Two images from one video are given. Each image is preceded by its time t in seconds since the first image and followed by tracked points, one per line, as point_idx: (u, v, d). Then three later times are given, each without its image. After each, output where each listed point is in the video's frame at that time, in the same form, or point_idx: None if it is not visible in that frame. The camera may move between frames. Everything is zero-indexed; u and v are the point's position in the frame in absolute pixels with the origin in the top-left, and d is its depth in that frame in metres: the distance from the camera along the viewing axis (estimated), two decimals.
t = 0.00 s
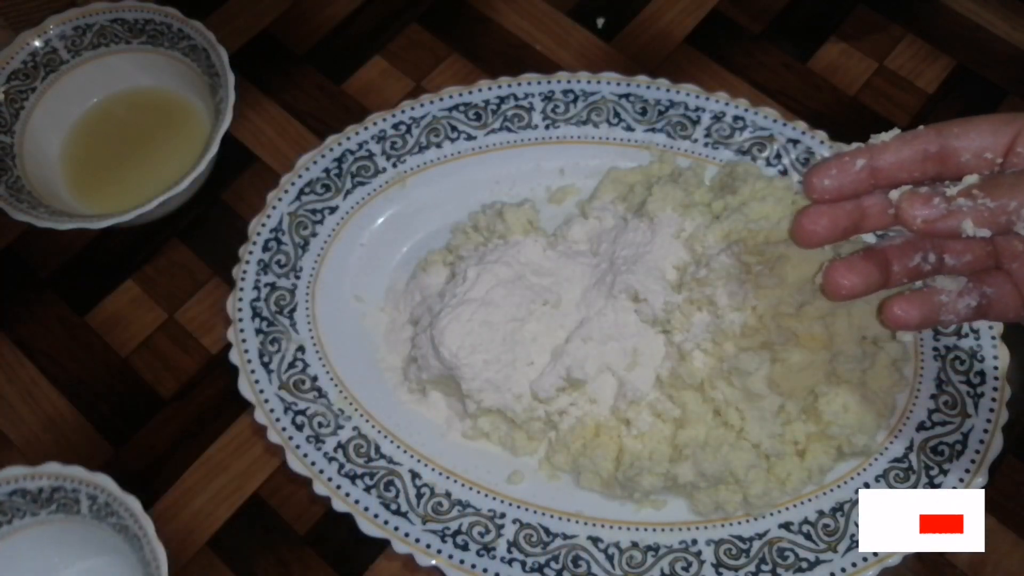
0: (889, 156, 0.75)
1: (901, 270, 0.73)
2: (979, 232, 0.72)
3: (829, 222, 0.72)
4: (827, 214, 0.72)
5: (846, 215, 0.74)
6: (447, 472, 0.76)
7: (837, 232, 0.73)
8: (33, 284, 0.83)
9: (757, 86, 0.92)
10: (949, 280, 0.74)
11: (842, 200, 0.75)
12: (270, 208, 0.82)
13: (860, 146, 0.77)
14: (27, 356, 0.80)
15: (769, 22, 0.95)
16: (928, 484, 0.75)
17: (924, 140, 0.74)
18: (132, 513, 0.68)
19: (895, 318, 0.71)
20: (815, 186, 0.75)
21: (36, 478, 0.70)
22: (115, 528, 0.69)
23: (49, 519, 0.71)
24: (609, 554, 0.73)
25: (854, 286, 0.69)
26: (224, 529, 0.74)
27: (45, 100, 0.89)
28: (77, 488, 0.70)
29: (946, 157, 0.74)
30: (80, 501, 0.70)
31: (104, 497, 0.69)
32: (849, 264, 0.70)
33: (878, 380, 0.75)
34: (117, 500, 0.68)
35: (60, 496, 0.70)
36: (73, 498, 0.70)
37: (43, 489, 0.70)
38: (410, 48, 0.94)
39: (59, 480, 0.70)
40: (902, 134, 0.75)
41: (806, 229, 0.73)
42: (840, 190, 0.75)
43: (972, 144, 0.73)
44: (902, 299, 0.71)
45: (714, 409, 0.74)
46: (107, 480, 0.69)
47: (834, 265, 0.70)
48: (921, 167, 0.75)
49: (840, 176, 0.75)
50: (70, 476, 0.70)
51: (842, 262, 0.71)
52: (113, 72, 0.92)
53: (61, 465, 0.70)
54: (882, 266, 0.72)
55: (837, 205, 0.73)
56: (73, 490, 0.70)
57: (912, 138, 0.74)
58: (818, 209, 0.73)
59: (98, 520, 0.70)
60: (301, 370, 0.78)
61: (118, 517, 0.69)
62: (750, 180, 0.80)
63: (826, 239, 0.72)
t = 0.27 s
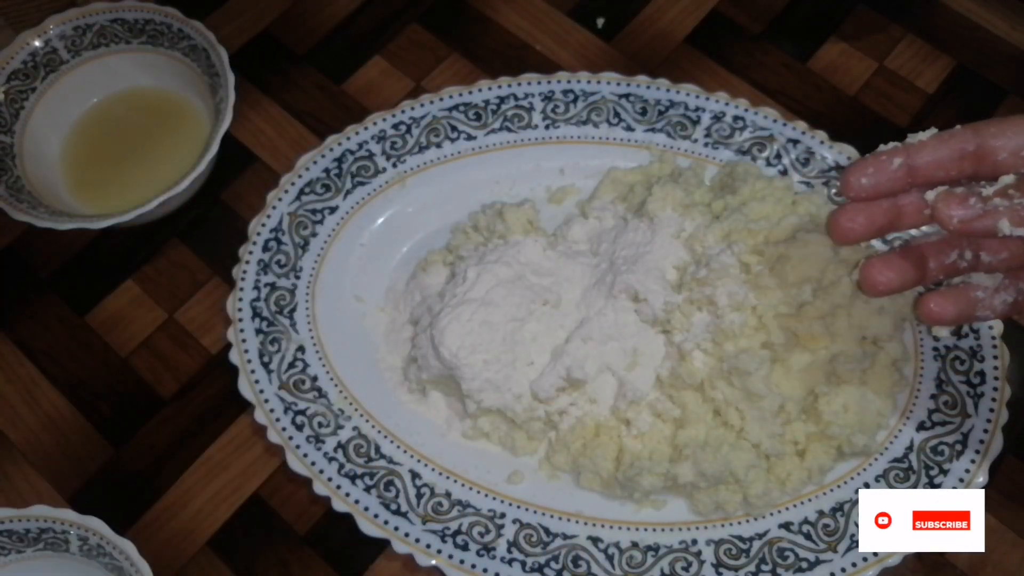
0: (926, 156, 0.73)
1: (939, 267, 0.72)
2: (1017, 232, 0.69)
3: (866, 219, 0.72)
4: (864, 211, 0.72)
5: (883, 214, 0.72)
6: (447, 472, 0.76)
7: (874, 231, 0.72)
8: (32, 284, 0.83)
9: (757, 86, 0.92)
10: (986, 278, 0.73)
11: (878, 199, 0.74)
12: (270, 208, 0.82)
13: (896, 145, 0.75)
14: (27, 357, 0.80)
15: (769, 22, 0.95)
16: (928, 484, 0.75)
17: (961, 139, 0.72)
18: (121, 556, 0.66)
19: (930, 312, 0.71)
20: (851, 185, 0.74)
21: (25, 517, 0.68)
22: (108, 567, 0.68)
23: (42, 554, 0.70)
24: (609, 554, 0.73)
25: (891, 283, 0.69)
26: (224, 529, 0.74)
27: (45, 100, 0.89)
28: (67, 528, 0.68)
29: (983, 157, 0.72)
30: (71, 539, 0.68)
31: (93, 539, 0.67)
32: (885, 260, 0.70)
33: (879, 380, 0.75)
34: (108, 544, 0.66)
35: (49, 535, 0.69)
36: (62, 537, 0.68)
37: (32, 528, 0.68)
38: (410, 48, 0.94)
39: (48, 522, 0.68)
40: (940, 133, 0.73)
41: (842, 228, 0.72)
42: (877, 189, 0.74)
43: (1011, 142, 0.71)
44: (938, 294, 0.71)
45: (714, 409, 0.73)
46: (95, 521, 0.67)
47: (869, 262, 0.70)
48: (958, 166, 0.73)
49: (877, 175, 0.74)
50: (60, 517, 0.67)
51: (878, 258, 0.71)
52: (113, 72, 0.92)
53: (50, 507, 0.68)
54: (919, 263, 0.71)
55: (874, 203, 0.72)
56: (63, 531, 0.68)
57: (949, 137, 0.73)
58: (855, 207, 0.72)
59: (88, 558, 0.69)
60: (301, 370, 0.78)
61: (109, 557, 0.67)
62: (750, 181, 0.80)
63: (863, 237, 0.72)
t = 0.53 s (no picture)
0: (943, 145, 0.73)
1: (957, 258, 0.71)
2: None
3: (884, 212, 0.73)
4: (882, 204, 0.73)
5: (900, 206, 0.74)
6: (447, 472, 0.76)
7: (891, 223, 0.74)
8: (32, 284, 0.83)
9: (756, 86, 0.92)
10: (1006, 267, 0.71)
11: (895, 191, 0.75)
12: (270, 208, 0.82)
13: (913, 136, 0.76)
14: (27, 357, 0.80)
15: (768, 22, 0.95)
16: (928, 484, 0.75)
17: (978, 128, 0.72)
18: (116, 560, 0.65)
19: (950, 303, 0.68)
20: (868, 178, 0.75)
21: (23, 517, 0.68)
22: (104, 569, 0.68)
23: (42, 552, 0.70)
24: (609, 554, 0.73)
25: (911, 274, 0.68)
26: (223, 529, 0.74)
27: (45, 100, 0.89)
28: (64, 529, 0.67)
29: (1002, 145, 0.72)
30: (68, 540, 0.68)
31: (90, 542, 0.67)
32: (905, 252, 0.69)
33: (879, 380, 0.75)
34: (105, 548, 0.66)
35: (47, 535, 0.68)
36: (60, 538, 0.68)
37: (31, 528, 0.68)
38: (410, 48, 0.94)
39: (46, 522, 0.68)
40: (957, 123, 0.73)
41: (860, 220, 0.74)
42: (894, 181, 0.74)
43: None
44: (958, 283, 0.68)
45: (714, 409, 0.73)
46: (91, 524, 0.66)
47: (890, 254, 0.70)
48: (975, 155, 0.73)
49: (893, 168, 0.74)
50: (57, 518, 0.67)
51: (897, 250, 0.70)
52: (113, 72, 0.92)
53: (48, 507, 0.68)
54: (938, 254, 0.70)
55: (892, 196, 0.73)
56: (60, 532, 0.68)
57: (966, 127, 0.73)
58: (873, 200, 0.73)
59: (86, 559, 0.69)
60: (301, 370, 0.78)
61: (105, 560, 0.67)
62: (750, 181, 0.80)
63: (880, 229, 0.73)
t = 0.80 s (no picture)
0: (910, 57, 0.77)
1: (929, 163, 0.79)
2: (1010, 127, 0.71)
3: (858, 126, 0.79)
4: (855, 119, 0.79)
5: (873, 119, 0.79)
6: (447, 472, 0.76)
7: (865, 134, 0.80)
8: (32, 284, 0.83)
9: (756, 86, 0.92)
10: (975, 167, 0.77)
11: (867, 104, 0.79)
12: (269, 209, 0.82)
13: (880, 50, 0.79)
14: (27, 357, 0.80)
15: (769, 22, 0.95)
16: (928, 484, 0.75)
17: (943, 38, 0.77)
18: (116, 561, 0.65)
19: (925, 207, 0.75)
20: (840, 94, 0.78)
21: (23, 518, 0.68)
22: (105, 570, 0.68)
23: (42, 552, 0.70)
24: (609, 554, 0.73)
25: (886, 185, 0.76)
26: (224, 529, 0.74)
27: (44, 100, 0.89)
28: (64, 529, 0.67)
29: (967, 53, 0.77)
30: (68, 541, 0.68)
31: (90, 542, 0.67)
32: (879, 163, 0.77)
33: (879, 379, 0.75)
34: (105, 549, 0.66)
35: (47, 535, 0.69)
36: (60, 539, 0.68)
37: (31, 529, 0.68)
38: (410, 48, 0.94)
39: (46, 523, 0.68)
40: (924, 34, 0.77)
41: (837, 136, 0.80)
42: (866, 95, 0.78)
43: (992, 36, 0.76)
44: (933, 188, 0.75)
45: (714, 409, 0.73)
46: (92, 526, 0.66)
47: (867, 168, 0.77)
48: (941, 63, 0.77)
49: (865, 83, 0.78)
50: (58, 519, 0.67)
51: (873, 162, 0.78)
52: (112, 72, 0.92)
53: (48, 508, 0.68)
54: (911, 163, 0.77)
55: (864, 111, 0.79)
56: (61, 532, 0.68)
57: (932, 37, 0.77)
58: (846, 116, 0.79)
59: (85, 559, 0.69)
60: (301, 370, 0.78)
61: (106, 561, 0.67)
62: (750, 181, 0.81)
63: (855, 141, 0.80)
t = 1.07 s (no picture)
0: None
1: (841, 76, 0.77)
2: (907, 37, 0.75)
3: (770, 61, 0.76)
4: (765, 53, 0.76)
5: (781, 48, 0.76)
6: (447, 472, 0.76)
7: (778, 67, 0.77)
8: (32, 284, 0.83)
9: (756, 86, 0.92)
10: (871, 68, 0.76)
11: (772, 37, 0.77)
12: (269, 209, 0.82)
13: None
14: (27, 357, 0.80)
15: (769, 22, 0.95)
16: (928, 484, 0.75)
17: None
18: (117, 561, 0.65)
19: (839, 116, 0.74)
20: (745, 34, 0.78)
21: (22, 518, 0.68)
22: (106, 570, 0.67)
23: (42, 552, 0.70)
24: (609, 554, 0.73)
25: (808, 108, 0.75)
26: (224, 529, 0.74)
27: (45, 100, 0.89)
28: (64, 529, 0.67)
29: None
30: (68, 540, 0.68)
31: (91, 541, 0.67)
32: (793, 89, 0.76)
33: (879, 379, 0.75)
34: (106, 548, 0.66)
35: (47, 535, 0.69)
36: (61, 538, 0.68)
37: (31, 529, 0.68)
38: (409, 48, 0.94)
39: (46, 522, 0.68)
40: None
41: (751, 74, 0.77)
42: (770, 29, 0.77)
43: None
44: (842, 99, 0.74)
45: (714, 409, 0.73)
46: (93, 525, 0.66)
47: (781, 96, 0.76)
48: None
49: (765, 20, 0.77)
50: (57, 518, 0.67)
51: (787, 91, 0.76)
52: (113, 71, 0.92)
53: (48, 508, 0.68)
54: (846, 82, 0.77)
55: (771, 44, 0.76)
56: (60, 532, 0.68)
57: None
58: (757, 53, 0.76)
59: (85, 559, 0.69)
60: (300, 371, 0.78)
61: (107, 561, 0.67)
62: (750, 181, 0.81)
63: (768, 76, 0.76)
